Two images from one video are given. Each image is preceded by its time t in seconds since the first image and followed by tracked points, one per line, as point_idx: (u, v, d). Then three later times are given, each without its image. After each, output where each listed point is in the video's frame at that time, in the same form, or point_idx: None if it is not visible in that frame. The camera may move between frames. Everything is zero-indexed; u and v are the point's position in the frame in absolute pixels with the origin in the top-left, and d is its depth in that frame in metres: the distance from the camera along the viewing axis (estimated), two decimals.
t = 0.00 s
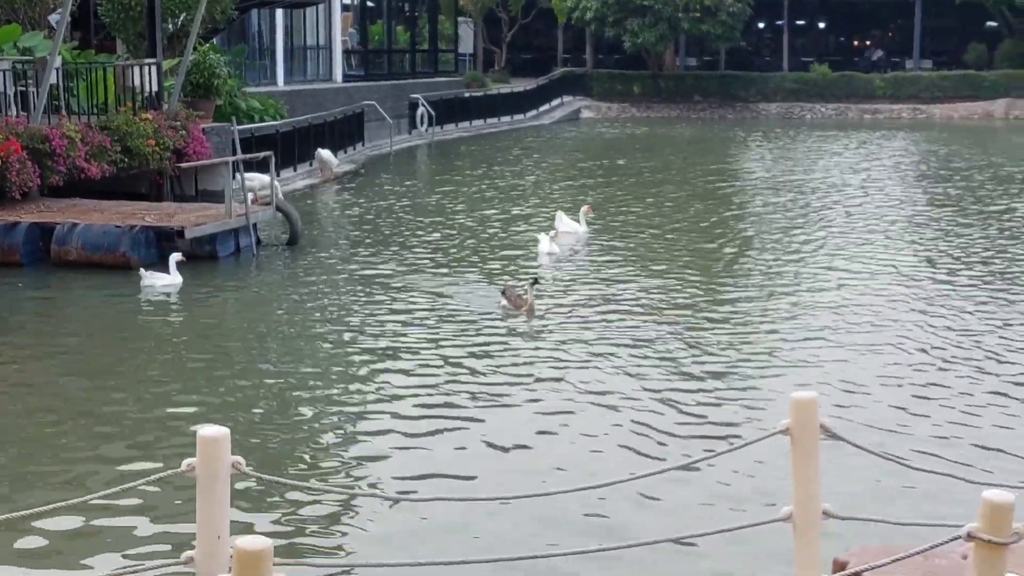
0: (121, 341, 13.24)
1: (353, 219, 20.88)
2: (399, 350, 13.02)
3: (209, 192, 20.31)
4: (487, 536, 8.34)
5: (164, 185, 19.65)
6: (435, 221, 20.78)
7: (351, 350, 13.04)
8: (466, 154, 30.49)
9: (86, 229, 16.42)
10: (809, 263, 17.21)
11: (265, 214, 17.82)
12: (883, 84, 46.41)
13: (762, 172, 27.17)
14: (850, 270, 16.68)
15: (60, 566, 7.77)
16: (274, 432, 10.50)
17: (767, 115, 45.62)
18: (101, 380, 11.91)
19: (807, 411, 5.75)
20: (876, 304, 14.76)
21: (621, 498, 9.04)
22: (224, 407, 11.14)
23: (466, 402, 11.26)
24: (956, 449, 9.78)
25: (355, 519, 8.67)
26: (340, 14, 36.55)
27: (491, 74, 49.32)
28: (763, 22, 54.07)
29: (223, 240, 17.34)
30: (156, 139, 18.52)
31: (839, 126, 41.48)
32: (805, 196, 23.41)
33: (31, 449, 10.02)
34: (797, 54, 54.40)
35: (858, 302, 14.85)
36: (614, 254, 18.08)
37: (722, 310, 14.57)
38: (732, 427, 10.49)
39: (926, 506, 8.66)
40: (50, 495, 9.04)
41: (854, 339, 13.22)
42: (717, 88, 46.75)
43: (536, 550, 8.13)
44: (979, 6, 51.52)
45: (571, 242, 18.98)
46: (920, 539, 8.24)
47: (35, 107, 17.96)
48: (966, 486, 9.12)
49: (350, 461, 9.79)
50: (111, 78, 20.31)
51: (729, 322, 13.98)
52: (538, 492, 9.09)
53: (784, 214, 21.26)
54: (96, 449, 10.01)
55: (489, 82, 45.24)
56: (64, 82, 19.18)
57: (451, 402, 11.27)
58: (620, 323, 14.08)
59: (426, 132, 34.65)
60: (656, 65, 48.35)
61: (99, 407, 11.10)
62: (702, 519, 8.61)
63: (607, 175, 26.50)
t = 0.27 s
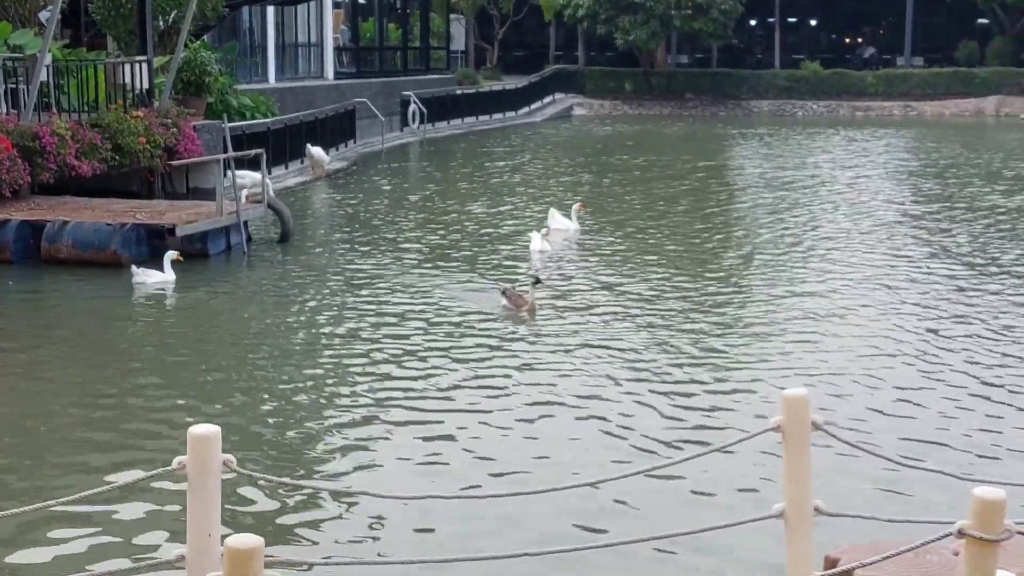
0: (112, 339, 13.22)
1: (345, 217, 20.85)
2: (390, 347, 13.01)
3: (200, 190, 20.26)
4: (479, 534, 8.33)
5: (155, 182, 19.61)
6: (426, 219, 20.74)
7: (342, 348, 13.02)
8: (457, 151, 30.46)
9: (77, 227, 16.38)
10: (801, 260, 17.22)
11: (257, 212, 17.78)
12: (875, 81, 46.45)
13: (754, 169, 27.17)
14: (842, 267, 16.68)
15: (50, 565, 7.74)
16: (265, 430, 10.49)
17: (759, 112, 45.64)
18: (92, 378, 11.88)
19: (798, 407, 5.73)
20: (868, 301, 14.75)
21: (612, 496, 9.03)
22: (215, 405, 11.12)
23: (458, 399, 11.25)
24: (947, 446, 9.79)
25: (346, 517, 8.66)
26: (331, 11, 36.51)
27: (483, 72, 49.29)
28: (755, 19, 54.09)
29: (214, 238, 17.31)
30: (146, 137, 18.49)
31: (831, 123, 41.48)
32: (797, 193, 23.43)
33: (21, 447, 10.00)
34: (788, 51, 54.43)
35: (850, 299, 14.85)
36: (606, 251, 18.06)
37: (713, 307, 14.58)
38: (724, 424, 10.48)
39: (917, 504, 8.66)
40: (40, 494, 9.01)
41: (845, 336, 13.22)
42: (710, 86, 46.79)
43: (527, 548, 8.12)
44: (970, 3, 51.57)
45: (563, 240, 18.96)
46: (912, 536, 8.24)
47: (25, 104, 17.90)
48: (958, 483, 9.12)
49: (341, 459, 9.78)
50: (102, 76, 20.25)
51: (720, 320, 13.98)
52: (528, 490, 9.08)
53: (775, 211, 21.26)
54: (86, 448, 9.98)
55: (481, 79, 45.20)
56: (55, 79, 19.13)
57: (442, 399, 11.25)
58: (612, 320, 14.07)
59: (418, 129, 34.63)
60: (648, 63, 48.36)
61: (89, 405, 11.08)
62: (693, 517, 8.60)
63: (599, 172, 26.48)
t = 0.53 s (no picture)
0: (103, 336, 13.20)
1: (336, 214, 20.84)
2: (382, 345, 13.02)
3: (191, 187, 20.25)
4: (471, 531, 8.33)
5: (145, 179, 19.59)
6: (418, 216, 20.74)
7: (334, 345, 13.02)
8: (448, 148, 30.46)
9: (68, 224, 16.35)
10: (791, 257, 17.24)
11: (248, 209, 17.77)
12: (866, 78, 46.51)
13: (745, 166, 27.20)
14: (833, 264, 16.71)
15: (40, 562, 7.74)
16: (256, 427, 10.49)
17: (750, 109, 45.67)
18: (83, 375, 11.88)
19: (790, 404, 5.74)
20: (859, 298, 14.79)
21: (603, 493, 9.05)
22: (206, 402, 11.12)
23: (450, 396, 11.25)
24: (938, 443, 9.81)
25: (338, 514, 8.67)
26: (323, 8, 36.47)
27: (475, 69, 49.27)
28: (746, 17, 54.13)
29: (206, 235, 17.29)
30: (137, 134, 18.46)
31: (822, 120, 41.53)
32: (787, 190, 23.45)
33: (12, 445, 9.99)
34: (779, 48, 54.49)
35: (841, 296, 14.87)
36: (597, 249, 18.08)
37: (704, 304, 14.60)
38: (715, 421, 10.50)
39: (908, 500, 8.69)
40: (30, 492, 9.00)
41: (836, 333, 13.24)
42: (701, 83, 46.82)
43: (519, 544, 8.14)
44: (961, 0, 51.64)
45: (554, 237, 18.98)
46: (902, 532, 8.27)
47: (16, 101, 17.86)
48: (949, 479, 9.14)
49: (333, 456, 9.78)
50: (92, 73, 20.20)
51: (711, 316, 14.01)
52: (520, 487, 9.10)
53: (766, 208, 21.29)
54: (77, 445, 9.97)
55: (472, 76, 45.19)
56: (45, 76, 19.08)
57: (435, 397, 11.26)
58: (604, 317, 14.08)
59: (409, 126, 34.63)
60: (639, 60, 48.37)
61: (81, 402, 11.07)
62: (684, 514, 8.62)
63: (590, 170, 26.50)
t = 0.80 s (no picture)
0: (96, 332, 13.17)
1: (330, 209, 20.82)
2: (375, 341, 13.00)
3: (184, 182, 20.21)
4: (465, 528, 8.32)
5: (138, 175, 19.55)
6: (411, 212, 20.72)
7: (327, 341, 13.00)
8: (442, 144, 30.44)
9: (61, 220, 16.32)
10: (785, 253, 17.25)
11: (241, 205, 17.75)
12: (860, 74, 46.54)
13: (739, 162, 27.21)
14: (826, 260, 16.72)
15: (33, 559, 7.72)
16: (248, 423, 10.47)
17: (743, 105, 45.69)
18: (75, 371, 11.85)
19: (784, 399, 5.73)
20: (852, 293, 14.79)
21: (597, 488, 9.05)
22: (199, 398, 11.10)
23: (444, 392, 11.24)
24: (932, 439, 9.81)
25: (331, 510, 8.66)
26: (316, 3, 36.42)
27: (468, 64, 49.24)
28: (739, 12, 54.13)
29: (199, 231, 17.27)
30: (130, 129, 18.43)
31: (815, 116, 41.54)
32: (781, 186, 23.45)
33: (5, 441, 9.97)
34: (773, 44, 54.50)
35: (834, 292, 14.88)
36: (590, 244, 18.07)
37: (698, 300, 14.60)
38: (709, 417, 10.50)
39: (901, 496, 8.68)
40: (24, 488, 8.99)
41: (830, 328, 13.24)
42: (695, 78, 46.84)
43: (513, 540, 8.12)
44: None
45: (547, 232, 18.97)
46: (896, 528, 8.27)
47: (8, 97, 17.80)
48: (942, 476, 9.15)
49: (327, 452, 9.77)
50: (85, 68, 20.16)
51: (704, 312, 14.00)
52: (514, 483, 9.09)
53: (760, 204, 21.29)
54: (70, 441, 9.95)
55: (466, 72, 45.19)
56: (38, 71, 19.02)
57: (428, 392, 11.24)
58: (597, 313, 14.07)
59: (402, 122, 34.61)
60: (633, 55, 48.37)
61: (74, 398, 11.05)
62: (678, 509, 8.62)
63: (584, 165, 26.50)
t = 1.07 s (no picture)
0: (89, 328, 13.16)
1: (323, 205, 20.80)
2: (369, 336, 13.00)
3: (177, 178, 20.18)
4: (458, 523, 8.33)
5: (131, 170, 19.53)
6: (405, 207, 20.71)
7: (320, 336, 13.00)
8: (435, 139, 30.42)
9: (53, 215, 16.31)
10: (779, 248, 17.25)
11: (234, 200, 17.74)
12: (852, 69, 46.56)
13: (732, 157, 27.21)
14: (820, 255, 16.73)
15: (26, 555, 7.72)
16: (242, 419, 10.47)
17: (736, 101, 45.69)
18: (68, 366, 11.84)
19: (777, 394, 5.75)
20: (846, 288, 14.80)
21: (591, 483, 9.07)
22: (193, 394, 11.10)
23: (437, 388, 11.23)
24: (924, 433, 9.83)
25: (325, 505, 8.66)
26: None
27: (461, 59, 49.20)
28: (732, 8, 54.12)
29: (192, 226, 17.26)
30: (123, 124, 18.40)
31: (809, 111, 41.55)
32: (775, 181, 23.46)
33: None
34: (766, 39, 54.51)
35: (828, 287, 14.89)
36: (584, 240, 18.06)
37: (691, 295, 14.61)
38: (703, 412, 10.51)
39: (893, 490, 8.71)
40: (16, 484, 8.98)
41: (823, 324, 13.25)
42: (687, 73, 46.83)
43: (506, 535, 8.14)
44: None
45: (541, 227, 18.96)
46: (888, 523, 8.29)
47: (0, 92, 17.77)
48: (934, 470, 9.17)
49: (320, 447, 9.77)
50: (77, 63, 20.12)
51: (698, 307, 14.01)
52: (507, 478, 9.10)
53: (753, 199, 21.30)
54: (63, 437, 9.94)
55: (459, 67, 45.18)
56: (30, 67, 18.99)
57: (422, 388, 11.25)
58: (591, 308, 14.08)
59: (396, 117, 34.58)
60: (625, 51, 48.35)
61: (67, 394, 11.04)
62: (671, 504, 8.63)
63: (577, 160, 26.49)
